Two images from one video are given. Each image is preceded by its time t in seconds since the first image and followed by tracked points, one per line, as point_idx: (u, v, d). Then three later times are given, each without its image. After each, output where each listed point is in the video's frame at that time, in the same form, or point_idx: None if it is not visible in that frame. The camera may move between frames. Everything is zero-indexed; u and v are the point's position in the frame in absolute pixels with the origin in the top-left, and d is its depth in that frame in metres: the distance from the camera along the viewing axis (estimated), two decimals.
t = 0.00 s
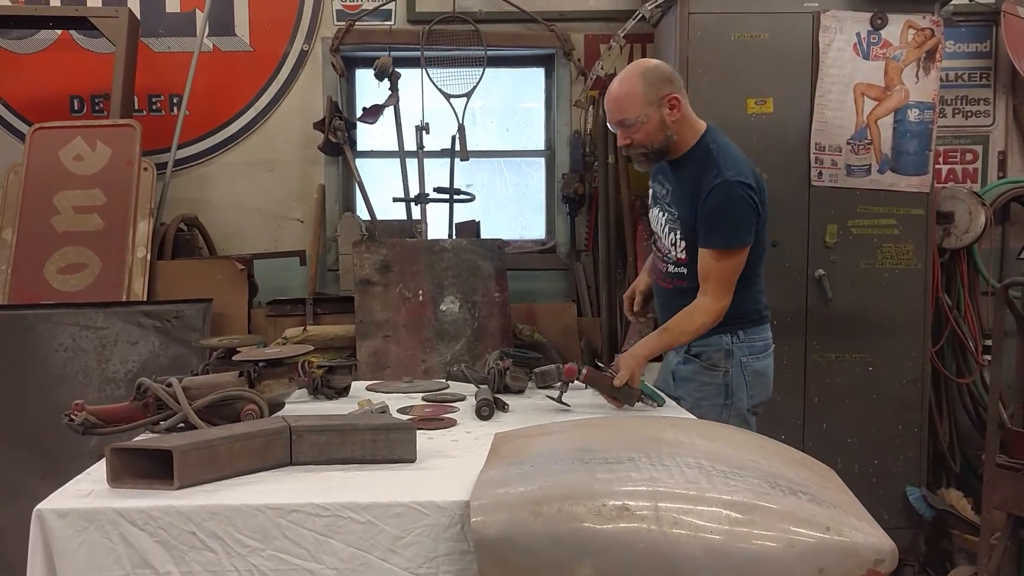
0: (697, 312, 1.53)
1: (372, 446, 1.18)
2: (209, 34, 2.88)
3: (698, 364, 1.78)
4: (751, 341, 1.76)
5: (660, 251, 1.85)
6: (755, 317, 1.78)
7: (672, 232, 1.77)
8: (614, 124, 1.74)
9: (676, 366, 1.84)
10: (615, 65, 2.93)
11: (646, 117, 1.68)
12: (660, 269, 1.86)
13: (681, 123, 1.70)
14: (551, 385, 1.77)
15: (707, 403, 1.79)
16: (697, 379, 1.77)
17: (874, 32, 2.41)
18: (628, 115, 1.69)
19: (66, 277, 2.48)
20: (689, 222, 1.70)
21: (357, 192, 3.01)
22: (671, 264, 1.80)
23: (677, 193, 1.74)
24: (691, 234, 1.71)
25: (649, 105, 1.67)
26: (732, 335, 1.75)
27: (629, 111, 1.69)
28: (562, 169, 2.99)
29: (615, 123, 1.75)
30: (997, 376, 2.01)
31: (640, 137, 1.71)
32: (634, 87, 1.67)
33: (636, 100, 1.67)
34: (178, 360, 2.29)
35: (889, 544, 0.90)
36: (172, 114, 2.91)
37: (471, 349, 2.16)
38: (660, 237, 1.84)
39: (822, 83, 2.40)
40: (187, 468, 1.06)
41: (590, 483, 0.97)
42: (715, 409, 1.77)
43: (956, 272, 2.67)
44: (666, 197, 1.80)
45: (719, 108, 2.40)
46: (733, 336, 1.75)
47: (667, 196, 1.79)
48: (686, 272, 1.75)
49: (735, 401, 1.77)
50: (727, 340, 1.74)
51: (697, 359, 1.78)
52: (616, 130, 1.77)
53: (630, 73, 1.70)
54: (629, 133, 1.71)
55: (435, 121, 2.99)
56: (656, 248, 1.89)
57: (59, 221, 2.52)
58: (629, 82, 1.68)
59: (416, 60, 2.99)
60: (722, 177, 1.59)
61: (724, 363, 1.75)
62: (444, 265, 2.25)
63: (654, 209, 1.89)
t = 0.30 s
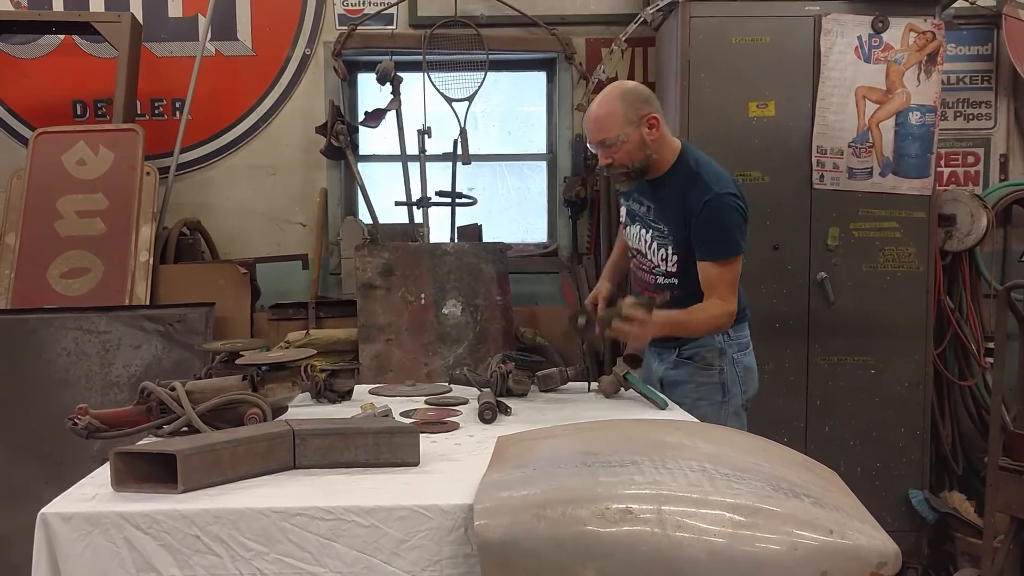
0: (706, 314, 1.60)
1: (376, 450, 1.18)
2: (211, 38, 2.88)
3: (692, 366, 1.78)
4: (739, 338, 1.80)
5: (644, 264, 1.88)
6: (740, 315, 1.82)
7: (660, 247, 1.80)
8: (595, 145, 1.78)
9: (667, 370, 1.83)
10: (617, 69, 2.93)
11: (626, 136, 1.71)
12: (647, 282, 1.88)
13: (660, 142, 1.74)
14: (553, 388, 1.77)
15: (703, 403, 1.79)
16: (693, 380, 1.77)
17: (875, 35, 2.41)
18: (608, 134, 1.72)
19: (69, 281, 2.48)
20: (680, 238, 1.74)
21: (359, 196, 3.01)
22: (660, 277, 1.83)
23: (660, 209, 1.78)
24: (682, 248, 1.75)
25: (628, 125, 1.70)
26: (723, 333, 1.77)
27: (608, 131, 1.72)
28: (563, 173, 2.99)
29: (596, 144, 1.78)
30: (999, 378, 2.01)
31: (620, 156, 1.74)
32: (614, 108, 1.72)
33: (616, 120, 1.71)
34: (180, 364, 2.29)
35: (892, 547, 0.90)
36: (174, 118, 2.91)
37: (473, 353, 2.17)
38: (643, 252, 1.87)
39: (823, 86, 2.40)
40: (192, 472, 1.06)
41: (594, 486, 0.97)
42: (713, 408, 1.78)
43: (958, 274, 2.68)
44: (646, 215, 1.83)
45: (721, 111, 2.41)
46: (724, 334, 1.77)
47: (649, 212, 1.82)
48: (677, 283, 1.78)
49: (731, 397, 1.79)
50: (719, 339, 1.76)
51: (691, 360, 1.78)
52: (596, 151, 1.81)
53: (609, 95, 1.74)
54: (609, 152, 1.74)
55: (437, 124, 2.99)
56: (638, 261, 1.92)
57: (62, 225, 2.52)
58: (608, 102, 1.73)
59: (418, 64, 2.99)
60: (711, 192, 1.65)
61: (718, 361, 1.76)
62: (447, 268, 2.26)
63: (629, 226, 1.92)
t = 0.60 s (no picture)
0: (718, 271, 1.65)
1: (377, 450, 1.18)
2: (212, 40, 2.89)
3: (681, 356, 1.88)
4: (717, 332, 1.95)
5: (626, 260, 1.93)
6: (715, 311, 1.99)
7: (647, 238, 1.86)
8: (575, 136, 1.81)
9: (653, 364, 1.91)
10: (618, 70, 2.93)
11: (608, 129, 1.76)
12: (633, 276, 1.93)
13: (636, 137, 1.81)
14: (553, 388, 1.77)
15: (690, 392, 1.89)
16: (682, 371, 1.86)
17: (875, 36, 2.42)
18: (591, 126, 1.76)
19: (70, 283, 2.49)
20: (667, 223, 1.82)
21: (360, 197, 3.01)
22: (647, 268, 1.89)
23: (641, 201, 1.85)
24: (670, 233, 1.83)
25: (610, 118, 1.75)
26: (707, 327, 1.91)
27: (591, 123, 1.76)
28: (564, 174, 3.00)
29: (576, 136, 1.81)
30: (999, 379, 2.01)
31: (601, 148, 1.78)
32: (597, 102, 1.76)
33: (598, 113, 1.76)
34: (181, 365, 2.29)
35: (892, 547, 0.91)
36: (175, 119, 2.92)
37: (475, 353, 2.17)
38: (626, 247, 1.91)
39: (823, 87, 2.41)
40: (193, 473, 1.06)
41: (594, 486, 0.97)
42: (701, 395, 1.89)
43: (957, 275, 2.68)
44: (625, 211, 1.90)
45: (721, 112, 2.41)
46: (708, 328, 1.91)
47: (627, 207, 1.89)
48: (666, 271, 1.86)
49: (714, 387, 1.91)
50: (706, 331, 1.89)
51: (680, 352, 1.88)
52: (574, 143, 1.84)
53: (591, 89, 1.78)
54: (590, 144, 1.78)
55: (438, 125, 3.00)
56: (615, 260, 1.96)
57: (63, 227, 2.53)
58: (592, 96, 1.76)
59: (418, 65, 3.00)
60: (692, 171, 1.78)
61: (706, 352, 1.88)
62: (448, 269, 2.26)
63: (602, 227, 1.97)
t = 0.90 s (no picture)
0: (695, 274, 1.63)
1: (377, 455, 1.18)
2: (212, 46, 2.90)
3: (674, 358, 1.89)
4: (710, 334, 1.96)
5: (619, 264, 1.95)
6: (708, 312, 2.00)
7: (638, 244, 1.88)
8: (586, 135, 1.80)
9: (646, 366, 1.92)
10: (617, 75, 2.94)
11: (621, 131, 1.77)
12: (626, 281, 1.95)
13: (642, 143, 1.84)
14: (553, 393, 1.77)
15: (685, 394, 1.89)
16: (675, 372, 1.87)
17: (873, 41, 2.42)
18: (607, 126, 1.76)
19: (70, 287, 2.49)
20: (657, 228, 1.84)
21: (360, 202, 3.02)
22: (639, 272, 1.91)
23: (634, 207, 1.87)
24: (660, 239, 1.85)
25: (625, 120, 1.77)
26: (699, 328, 1.92)
27: (606, 123, 1.77)
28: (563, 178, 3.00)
29: (587, 135, 1.80)
30: (999, 382, 2.01)
31: (613, 149, 1.78)
32: (613, 103, 1.77)
33: (614, 115, 1.77)
34: (182, 369, 2.29)
35: (893, 550, 0.91)
36: (176, 125, 2.92)
37: (474, 358, 2.17)
38: (619, 252, 1.94)
39: (822, 92, 2.41)
40: (194, 477, 1.06)
41: (594, 490, 0.97)
42: (695, 397, 1.89)
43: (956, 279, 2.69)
44: (618, 216, 1.91)
45: (720, 116, 2.42)
46: (700, 329, 1.92)
47: (621, 213, 1.91)
48: (657, 275, 1.88)
49: (707, 388, 1.91)
50: (698, 332, 1.91)
51: (672, 353, 1.89)
52: (582, 143, 1.83)
53: (606, 89, 1.79)
54: (603, 144, 1.77)
55: (437, 130, 3.00)
56: (610, 263, 1.98)
57: (63, 232, 2.53)
58: (608, 96, 1.77)
59: (417, 71, 3.00)
60: (683, 179, 1.79)
61: (698, 353, 1.89)
62: (448, 274, 2.27)
63: (598, 230, 1.99)
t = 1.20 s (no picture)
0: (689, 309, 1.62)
1: (377, 455, 1.18)
2: (212, 47, 2.90)
3: (667, 361, 1.90)
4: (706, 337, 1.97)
5: (620, 267, 1.97)
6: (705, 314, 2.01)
7: (640, 254, 1.89)
8: (611, 139, 1.80)
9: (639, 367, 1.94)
10: (616, 75, 2.94)
11: (647, 139, 1.77)
12: (623, 286, 1.97)
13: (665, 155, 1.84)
14: (553, 395, 1.77)
15: (677, 396, 1.91)
16: (668, 374, 1.89)
17: (873, 41, 2.42)
18: (634, 133, 1.77)
19: (71, 288, 2.49)
20: (661, 242, 1.84)
21: (360, 203, 3.02)
22: (638, 279, 1.92)
23: (642, 216, 1.88)
24: (663, 253, 1.85)
25: (652, 130, 1.78)
26: (694, 332, 1.93)
27: (633, 130, 1.77)
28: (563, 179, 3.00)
29: (612, 139, 1.80)
30: (999, 383, 2.01)
31: (636, 157, 1.78)
32: (642, 110, 1.78)
33: (642, 122, 1.78)
34: (182, 370, 2.30)
35: (892, 550, 0.91)
36: (176, 125, 2.92)
37: (474, 359, 2.17)
38: (621, 257, 1.95)
39: (821, 92, 2.41)
40: (194, 478, 1.06)
41: (594, 490, 0.98)
42: (687, 400, 1.91)
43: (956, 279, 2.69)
44: (625, 221, 1.93)
45: (720, 117, 2.42)
46: (695, 334, 1.93)
47: (629, 220, 1.92)
48: (655, 287, 1.89)
49: (700, 391, 1.93)
50: (693, 337, 1.91)
51: (666, 356, 1.90)
52: (606, 147, 1.82)
53: (635, 97, 1.81)
54: (627, 149, 1.77)
55: (437, 131, 3.00)
56: (612, 264, 2.01)
57: (64, 232, 2.54)
58: (639, 102, 1.78)
59: (417, 71, 3.00)
60: (695, 205, 1.78)
61: (692, 357, 1.91)
62: (447, 274, 2.27)
63: (605, 231, 2.01)
